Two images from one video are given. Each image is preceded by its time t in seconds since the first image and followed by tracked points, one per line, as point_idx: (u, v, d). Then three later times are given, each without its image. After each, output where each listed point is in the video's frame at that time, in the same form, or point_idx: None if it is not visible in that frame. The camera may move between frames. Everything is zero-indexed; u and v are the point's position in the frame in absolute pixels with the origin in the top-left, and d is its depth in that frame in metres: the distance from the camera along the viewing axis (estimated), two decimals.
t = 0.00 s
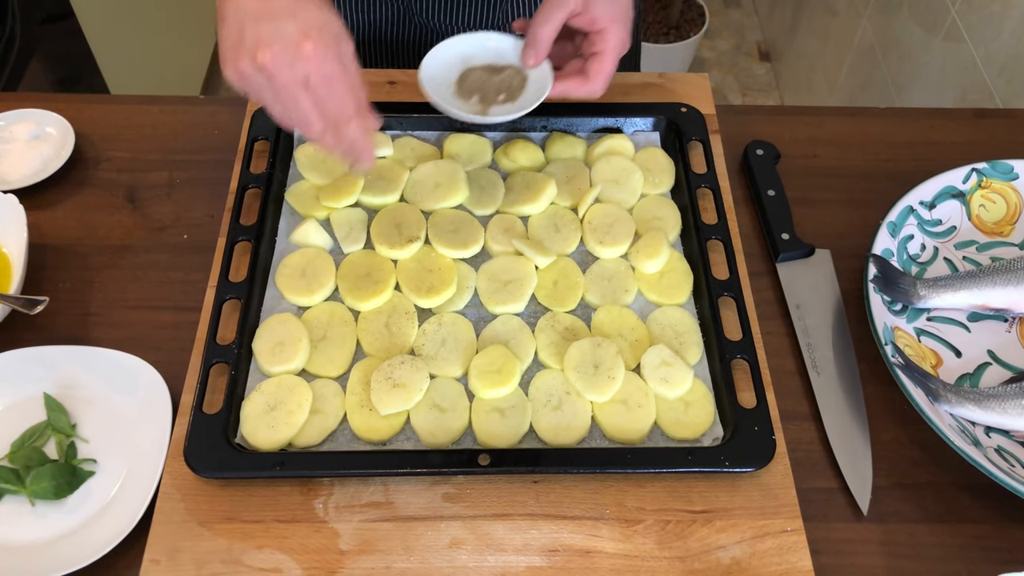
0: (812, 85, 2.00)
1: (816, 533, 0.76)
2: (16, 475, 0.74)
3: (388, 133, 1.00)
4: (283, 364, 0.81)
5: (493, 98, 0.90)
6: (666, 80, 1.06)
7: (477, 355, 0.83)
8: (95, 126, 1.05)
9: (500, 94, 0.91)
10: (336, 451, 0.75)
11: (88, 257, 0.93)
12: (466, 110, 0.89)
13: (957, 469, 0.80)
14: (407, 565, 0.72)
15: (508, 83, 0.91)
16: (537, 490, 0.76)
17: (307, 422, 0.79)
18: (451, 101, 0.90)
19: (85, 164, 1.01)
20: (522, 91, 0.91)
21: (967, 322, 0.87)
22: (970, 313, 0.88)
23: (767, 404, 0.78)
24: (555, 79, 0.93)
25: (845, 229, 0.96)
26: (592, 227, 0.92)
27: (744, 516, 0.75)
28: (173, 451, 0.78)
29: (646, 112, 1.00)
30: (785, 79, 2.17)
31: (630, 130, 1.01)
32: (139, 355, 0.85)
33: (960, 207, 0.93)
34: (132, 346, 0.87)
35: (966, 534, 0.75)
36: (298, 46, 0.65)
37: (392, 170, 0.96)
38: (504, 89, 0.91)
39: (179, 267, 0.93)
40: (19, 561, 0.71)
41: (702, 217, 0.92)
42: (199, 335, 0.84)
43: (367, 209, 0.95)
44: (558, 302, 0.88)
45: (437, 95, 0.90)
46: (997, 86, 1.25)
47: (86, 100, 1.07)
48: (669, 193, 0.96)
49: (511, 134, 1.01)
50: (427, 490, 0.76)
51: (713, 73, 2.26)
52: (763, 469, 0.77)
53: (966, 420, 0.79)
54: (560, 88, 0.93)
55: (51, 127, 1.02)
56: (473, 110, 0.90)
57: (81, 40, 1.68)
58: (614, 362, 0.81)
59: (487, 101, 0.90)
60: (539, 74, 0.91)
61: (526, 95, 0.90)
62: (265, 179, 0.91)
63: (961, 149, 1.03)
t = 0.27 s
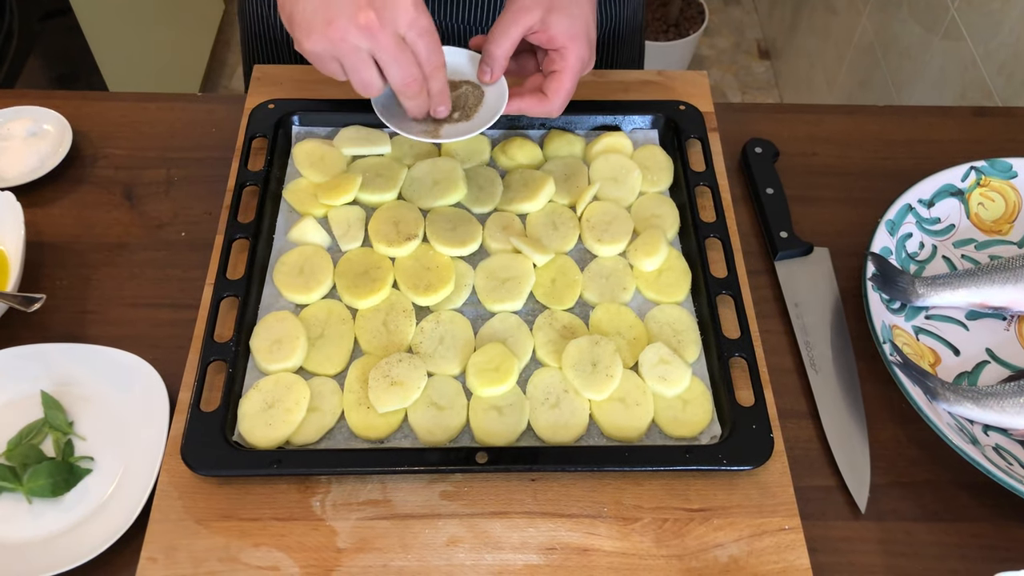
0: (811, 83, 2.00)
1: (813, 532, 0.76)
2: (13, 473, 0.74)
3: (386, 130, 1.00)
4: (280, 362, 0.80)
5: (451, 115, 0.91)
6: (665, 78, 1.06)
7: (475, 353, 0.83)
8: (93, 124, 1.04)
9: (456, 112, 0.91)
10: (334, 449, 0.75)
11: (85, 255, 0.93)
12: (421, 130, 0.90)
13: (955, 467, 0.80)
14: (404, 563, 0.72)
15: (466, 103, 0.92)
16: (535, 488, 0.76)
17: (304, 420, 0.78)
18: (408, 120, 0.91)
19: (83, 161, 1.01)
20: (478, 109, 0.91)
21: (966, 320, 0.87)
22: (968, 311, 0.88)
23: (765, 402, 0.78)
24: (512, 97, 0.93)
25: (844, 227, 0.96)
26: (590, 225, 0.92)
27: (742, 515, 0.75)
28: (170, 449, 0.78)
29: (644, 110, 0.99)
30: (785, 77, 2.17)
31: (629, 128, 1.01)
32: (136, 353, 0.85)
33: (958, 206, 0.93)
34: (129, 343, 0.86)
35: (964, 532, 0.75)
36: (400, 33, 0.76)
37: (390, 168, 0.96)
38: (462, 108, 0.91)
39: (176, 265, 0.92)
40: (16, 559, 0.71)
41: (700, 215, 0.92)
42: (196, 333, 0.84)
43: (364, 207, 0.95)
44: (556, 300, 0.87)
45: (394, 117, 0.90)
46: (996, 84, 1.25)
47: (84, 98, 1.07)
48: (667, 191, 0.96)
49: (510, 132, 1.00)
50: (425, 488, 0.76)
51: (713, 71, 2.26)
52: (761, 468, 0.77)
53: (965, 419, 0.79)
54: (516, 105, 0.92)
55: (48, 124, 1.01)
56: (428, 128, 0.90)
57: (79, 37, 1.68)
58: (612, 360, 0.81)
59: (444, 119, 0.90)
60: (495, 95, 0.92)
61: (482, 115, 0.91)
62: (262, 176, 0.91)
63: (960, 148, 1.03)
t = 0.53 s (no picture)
0: (811, 81, 2.00)
1: (812, 532, 0.76)
2: (11, 473, 0.74)
3: (384, 130, 1.00)
4: (278, 362, 0.80)
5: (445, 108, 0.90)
6: (664, 78, 1.06)
7: (474, 353, 0.82)
8: (91, 123, 1.04)
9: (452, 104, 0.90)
10: (332, 449, 0.75)
11: (83, 254, 0.93)
12: (418, 121, 0.90)
13: (953, 467, 0.80)
14: (403, 563, 0.72)
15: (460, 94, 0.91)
16: (533, 488, 0.76)
17: (302, 420, 0.78)
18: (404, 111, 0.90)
19: (82, 161, 1.01)
20: (476, 101, 0.90)
21: (965, 320, 0.87)
22: (967, 311, 0.88)
23: (763, 402, 0.78)
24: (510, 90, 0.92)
25: (843, 226, 0.95)
26: (589, 225, 0.92)
27: (740, 515, 0.75)
28: (168, 449, 0.78)
29: (643, 110, 0.99)
30: (785, 76, 2.17)
31: (627, 127, 1.01)
32: (135, 353, 0.85)
33: (957, 205, 0.93)
34: (128, 343, 0.86)
35: (962, 532, 0.75)
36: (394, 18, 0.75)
37: (388, 168, 0.96)
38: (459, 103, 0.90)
39: (175, 265, 0.92)
40: (14, 559, 0.71)
41: (699, 215, 0.92)
42: (194, 333, 0.84)
43: (362, 206, 0.95)
44: (555, 300, 0.87)
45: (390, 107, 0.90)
46: (996, 84, 1.25)
47: (83, 98, 1.07)
48: (666, 191, 0.96)
49: (508, 132, 1.00)
50: (423, 489, 0.76)
51: (713, 70, 2.25)
52: (760, 468, 0.77)
53: (964, 419, 0.79)
54: (515, 99, 0.92)
55: (47, 124, 1.01)
56: (424, 120, 0.90)
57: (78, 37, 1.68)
58: (610, 360, 0.81)
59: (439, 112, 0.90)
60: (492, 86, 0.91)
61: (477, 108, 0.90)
62: (261, 176, 0.91)
63: (959, 147, 1.03)
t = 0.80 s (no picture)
0: (810, 79, 2.00)
1: (808, 530, 0.75)
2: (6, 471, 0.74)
3: (381, 127, 0.99)
4: (274, 360, 0.80)
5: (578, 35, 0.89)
6: (661, 75, 1.05)
7: (470, 351, 0.82)
8: (88, 120, 1.04)
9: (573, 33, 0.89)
10: (328, 447, 0.75)
11: (79, 252, 0.92)
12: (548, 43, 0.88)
13: (950, 465, 0.79)
14: (398, 561, 0.72)
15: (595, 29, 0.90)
16: (529, 486, 0.76)
17: (298, 418, 0.78)
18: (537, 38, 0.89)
19: (78, 158, 1.01)
20: (603, 27, 0.90)
21: (962, 318, 0.87)
22: (965, 309, 0.87)
23: (760, 400, 0.78)
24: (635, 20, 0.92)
25: (840, 224, 0.95)
26: (586, 223, 0.92)
27: (736, 513, 0.75)
28: (163, 447, 0.78)
29: (640, 108, 0.99)
30: (784, 73, 2.16)
31: (625, 125, 1.00)
32: (131, 351, 0.85)
33: (955, 203, 0.93)
34: (123, 341, 0.86)
35: (959, 530, 0.75)
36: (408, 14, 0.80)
37: (385, 165, 0.95)
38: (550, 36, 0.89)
39: (171, 262, 0.92)
40: (9, 557, 0.71)
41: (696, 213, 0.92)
42: (190, 331, 0.84)
43: (359, 204, 0.95)
44: (551, 298, 0.87)
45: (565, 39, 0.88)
46: (995, 81, 1.25)
47: (79, 95, 1.07)
48: (663, 188, 0.96)
49: (506, 129, 1.00)
50: (419, 487, 0.76)
51: (712, 67, 2.25)
52: (756, 466, 0.77)
53: (961, 417, 0.79)
54: (642, 28, 0.91)
55: (43, 121, 1.01)
56: (556, 42, 0.88)
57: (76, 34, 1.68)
58: (607, 358, 0.81)
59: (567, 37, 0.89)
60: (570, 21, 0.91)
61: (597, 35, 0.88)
62: (257, 173, 0.91)
63: (957, 145, 1.03)
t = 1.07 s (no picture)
0: (808, 78, 2.00)
1: (805, 529, 0.76)
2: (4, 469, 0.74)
3: (379, 126, 0.99)
4: (272, 359, 0.80)
5: None
6: (660, 74, 1.05)
7: (468, 350, 0.82)
8: (86, 119, 1.04)
9: None
10: (326, 446, 0.75)
11: (78, 251, 0.92)
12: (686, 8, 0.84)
13: (947, 464, 0.80)
14: (395, 560, 0.72)
15: None
16: (527, 485, 0.76)
17: (296, 417, 0.78)
18: None
19: (76, 157, 1.01)
20: None
21: (960, 317, 0.87)
22: (962, 309, 0.87)
23: (758, 399, 0.78)
24: None
25: (838, 223, 0.95)
26: (584, 222, 0.92)
27: (734, 512, 0.75)
28: (161, 446, 0.78)
29: (638, 106, 0.99)
30: (783, 73, 2.16)
31: (623, 124, 1.00)
32: (129, 349, 0.85)
33: (953, 202, 0.93)
34: (122, 340, 0.86)
35: (956, 529, 0.75)
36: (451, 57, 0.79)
37: (383, 164, 0.95)
38: None
39: (169, 261, 0.92)
40: (7, 556, 0.71)
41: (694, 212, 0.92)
42: (188, 329, 0.84)
43: (357, 203, 0.95)
44: (549, 297, 0.87)
45: None
46: (993, 81, 1.25)
47: (77, 93, 1.07)
48: (661, 187, 0.96)
49: (504, 128, 1.00)
50: (417, 485, 0.76)
51: (711, 67, 2.25)
52: (754, 465, 0.77)
53: (958, 416, 0.79)
54: None
55: (41, 120, 1.01)
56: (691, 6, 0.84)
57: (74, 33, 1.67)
58: (604, 357, 0.81)
59: None
60: None
61: None
62: (255, 172, 0.91)
63: (955, 144, 1.03)
